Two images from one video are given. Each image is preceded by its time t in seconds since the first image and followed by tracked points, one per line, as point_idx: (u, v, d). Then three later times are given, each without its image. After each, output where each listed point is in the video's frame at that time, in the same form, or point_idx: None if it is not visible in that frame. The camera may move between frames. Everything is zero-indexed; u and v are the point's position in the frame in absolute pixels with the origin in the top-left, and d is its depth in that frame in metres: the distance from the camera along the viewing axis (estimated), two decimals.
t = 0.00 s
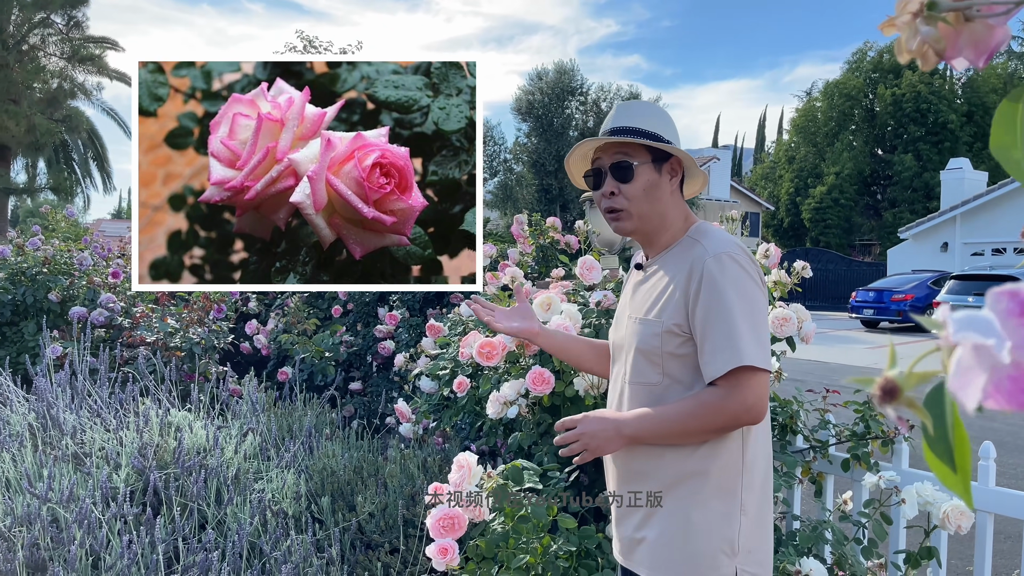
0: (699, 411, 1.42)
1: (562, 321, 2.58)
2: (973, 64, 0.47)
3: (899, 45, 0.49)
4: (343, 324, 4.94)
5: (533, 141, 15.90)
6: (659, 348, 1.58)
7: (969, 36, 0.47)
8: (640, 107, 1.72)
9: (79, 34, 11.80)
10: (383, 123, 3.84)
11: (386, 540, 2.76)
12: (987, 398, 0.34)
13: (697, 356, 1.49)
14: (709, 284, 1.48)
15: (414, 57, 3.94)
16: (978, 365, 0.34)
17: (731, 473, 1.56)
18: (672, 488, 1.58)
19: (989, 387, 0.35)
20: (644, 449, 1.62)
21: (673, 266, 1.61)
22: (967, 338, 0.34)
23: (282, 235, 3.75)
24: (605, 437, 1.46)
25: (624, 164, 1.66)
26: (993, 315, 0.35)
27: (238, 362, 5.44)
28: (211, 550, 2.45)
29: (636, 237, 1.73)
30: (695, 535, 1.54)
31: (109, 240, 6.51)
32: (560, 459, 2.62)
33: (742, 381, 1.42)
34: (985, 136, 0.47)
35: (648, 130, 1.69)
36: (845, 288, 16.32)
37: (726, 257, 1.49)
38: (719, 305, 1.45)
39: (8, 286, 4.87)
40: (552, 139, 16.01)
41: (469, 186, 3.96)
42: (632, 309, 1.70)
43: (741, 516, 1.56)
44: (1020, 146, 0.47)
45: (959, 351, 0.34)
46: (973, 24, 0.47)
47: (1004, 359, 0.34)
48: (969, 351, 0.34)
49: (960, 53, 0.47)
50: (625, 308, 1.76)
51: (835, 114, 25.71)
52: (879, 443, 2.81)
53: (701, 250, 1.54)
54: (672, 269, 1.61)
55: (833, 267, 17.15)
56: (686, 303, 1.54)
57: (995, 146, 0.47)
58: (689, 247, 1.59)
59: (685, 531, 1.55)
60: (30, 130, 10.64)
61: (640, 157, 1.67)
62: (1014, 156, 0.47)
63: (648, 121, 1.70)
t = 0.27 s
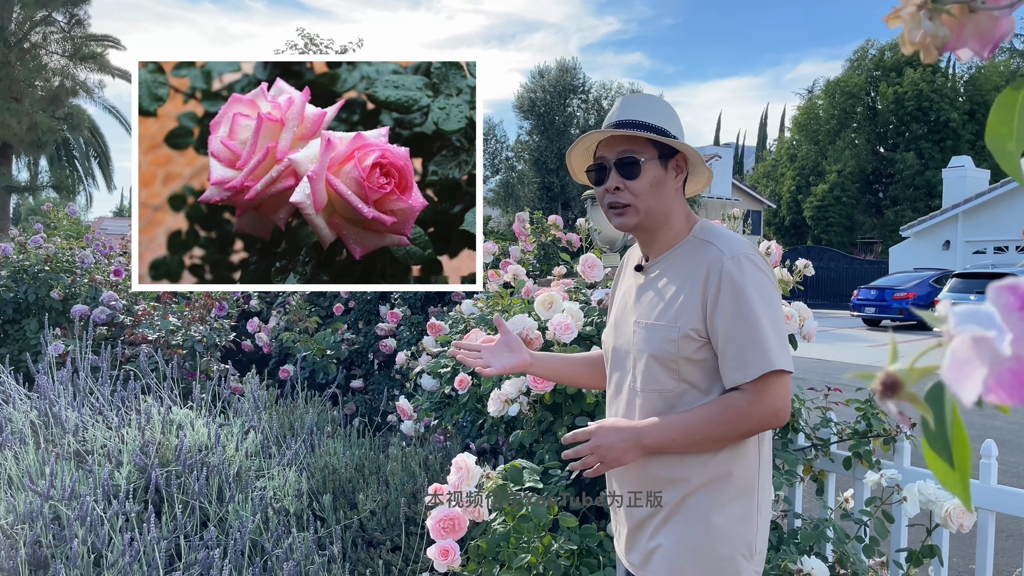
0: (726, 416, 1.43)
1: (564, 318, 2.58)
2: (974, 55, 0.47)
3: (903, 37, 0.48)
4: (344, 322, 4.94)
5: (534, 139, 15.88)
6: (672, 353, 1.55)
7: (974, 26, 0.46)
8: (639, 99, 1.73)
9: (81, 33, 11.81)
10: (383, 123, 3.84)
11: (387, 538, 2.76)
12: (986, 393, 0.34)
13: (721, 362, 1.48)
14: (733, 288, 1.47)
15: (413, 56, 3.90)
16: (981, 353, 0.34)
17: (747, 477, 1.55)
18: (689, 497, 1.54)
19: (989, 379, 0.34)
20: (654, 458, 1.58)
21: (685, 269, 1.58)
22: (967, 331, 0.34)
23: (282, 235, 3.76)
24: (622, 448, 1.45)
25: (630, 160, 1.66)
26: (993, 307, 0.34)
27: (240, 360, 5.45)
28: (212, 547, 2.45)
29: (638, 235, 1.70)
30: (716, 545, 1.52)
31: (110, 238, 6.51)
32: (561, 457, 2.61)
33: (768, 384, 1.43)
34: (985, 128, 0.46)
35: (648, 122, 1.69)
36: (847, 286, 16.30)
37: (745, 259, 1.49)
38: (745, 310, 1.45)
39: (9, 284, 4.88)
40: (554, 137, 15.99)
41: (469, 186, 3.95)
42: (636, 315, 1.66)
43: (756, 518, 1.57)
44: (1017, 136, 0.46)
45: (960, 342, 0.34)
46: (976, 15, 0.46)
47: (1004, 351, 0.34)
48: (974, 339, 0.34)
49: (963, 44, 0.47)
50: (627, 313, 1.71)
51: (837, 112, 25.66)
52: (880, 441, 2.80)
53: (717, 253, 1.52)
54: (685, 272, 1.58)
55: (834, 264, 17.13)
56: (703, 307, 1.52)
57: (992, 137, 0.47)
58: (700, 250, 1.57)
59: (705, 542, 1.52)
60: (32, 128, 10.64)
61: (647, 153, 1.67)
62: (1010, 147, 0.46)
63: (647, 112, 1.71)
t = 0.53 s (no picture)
0: (738, 422, 1.42)
1: (565, 317, 2.58)
2: (980, 57, 0.47)
3: (906, 40, 0.48)
4: (346, 320, 4.94)
5: (535, 137, 15.87)
6: (681, 357, 1.55)
7: (979, 28, 0.46)
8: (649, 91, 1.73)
9: (82, 31, 11.81)
10: (383, 123, 3.83)
11: (388, 536, 2.76)
12: (999, 384, 0.34)
13: (732, 366, 1.47)
14: (745, 289, 1.46)
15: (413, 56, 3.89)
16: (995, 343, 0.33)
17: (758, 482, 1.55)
18: (698, 503, 1.54)
19: (1001, 370, 0.34)
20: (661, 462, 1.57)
21: (695, 271, 1.57)
22: (978, 319, 0.33)
23: (282, 235, 3.75)
24: (629, 455, 1.45)
25: (643, 151, 1.66)
26: (1005, 297, 0.34)
27: (241, 358, 5.45)
28: (214, 546, 2.45)
29: (643, 230, 1.69)
30: (728, 552, 1.51)
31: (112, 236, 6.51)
32: (563, 455, 2.61)
33: (781, 389, 1.43)
34: (996, 130, 0.46)
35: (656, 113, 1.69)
36: (848, 284, 16.28)
37: (757, 260, 1.49)
38: (757, 313, 1.45)
39: (11, 282, 4.88)
40: (555, 135, 15.98)
41: (469, 186, 3.94)
42: (643, 317, 1.65)
43: (768, 525, 1.56)
44: None
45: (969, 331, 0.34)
46: (982, 18, 0.46)
47: (1014, 340, 0.33)
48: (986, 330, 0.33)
49: (969, 46, 0.46)
50: (633, 316, 1.70)
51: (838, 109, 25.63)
52: (882, 439, 2.80)
53: (727, 254, 1.52)
54: (694, 274, 1.57)
55: (836, 262, 17.11)
56: (714, 310, 1.52)
57: (1004, 139, 0.46)
58: (710, 251, 1.56)
59: (716, 548, 1.51)
60: (33, 127, 10.64)
61: (660, 145, 1.67)
62: None
63: (657, 104, 1.71)
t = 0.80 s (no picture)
0: (748, 426, 1.42)
1: (565, 315, 2.58)
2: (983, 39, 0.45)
3: (909, 21, 0.47)
4: (346, 318, 4.93)
5: (535, 134, 15.86)
6: (689, 359, 1.55)
7: (981, 8, 0.44)
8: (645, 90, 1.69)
9: (82, 29, 11.80)
10: (383, 123, 3.83)
11: (389, 534, 2.76)
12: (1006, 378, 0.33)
13: (742, 369, 1.47)
14: (755, 291, 1.46)
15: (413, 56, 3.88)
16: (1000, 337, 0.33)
17: (768, 485, 1.54)
18: (707, 506, 1.53)
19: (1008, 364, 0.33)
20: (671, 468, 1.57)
21: (702, 272, 1.57)
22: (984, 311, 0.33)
23: (282, 235, 3.75)
24: (638, 460, 1.45)
25: (643, 157, 1.65)
26: (1010, 291, 0.33)
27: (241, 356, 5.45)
28: (214, 544, 2.46)
29: (651, 234, 1.70)
30: (738, 555, 1.51)
31: (112, 234, 6.50)
32: (563, 453, 2.61)
33: (793, 392, 1.43)
34: (999, 118, 0.43)
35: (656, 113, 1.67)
36: (849, 282, 16.27)
37: (767, 261, 1.48)
38: (767, 315, 1.44)
39: (11, 281, 4.88)
40: (555, 133, 15.96)
41: (469, 186, 3.93)
42: (650, 318, 1.65)
43: (780, 528, 1.56)
44: None
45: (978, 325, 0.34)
46: None
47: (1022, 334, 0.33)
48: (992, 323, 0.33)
49: (969, 27, 0.45)
50: (640, 317, 1.70)
51: (838, 107, 25.61)
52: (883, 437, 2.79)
53: (736, 255, 1.51)
54: (701, 276, 1.57)
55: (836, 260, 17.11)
56: (723, 312, 1.52)
57: (1010, 129, 0.43)
58: (718, 251, 1.56)
59: (726, 552, 1.51)
60: (32, 125, 10.63)
61: (660, 150, 1.66)
62: None
63: (652, 103, 1.68)
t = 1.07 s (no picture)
0: (748, 427, 1.43)
1: (564, 312, 2.58)
2: (978, 42, 0.44)
3: (904, 24, 0.47)
4: (345, 316, 4.93)
5: (534, 132, 15.85)
6: (689, 359, 1.55)
7: (975, 11, 0.44)
8: (651, 80, 1.72)
9: (80, 27, 11.79)
10: (383, 123, 3.82)
11: (388, 532, 2.76)
12: (993, 375, 0.33)
13: (742, 370, 1.47)
14: (757, 292, 1.46)
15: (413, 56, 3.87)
16: (987, 335, 0.33)
17: (767, 485, 1.54)
18: (707, 506, 1.53)
19: (996, 361, 0.33)
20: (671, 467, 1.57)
21: (703, 271, 1.57)
22: (972, 310, 0.33)
23: (282, 235, 3.74)
24: (637, 459, 1.45)
25: (647, 150, 1.66)
26: (1000, 289, 0.33)
27: (240, 354, 5.45)
28: (212, 542, 2.46)
29: (653, 230, 1.70)
30: (738, 555, 1.51)
31: (110, 233, 6.50)
32: (562, 451, 2.62)
33: (793, 394, 1.43)
34: (993, 117, 0.42)
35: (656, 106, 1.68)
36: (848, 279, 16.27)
37: (768, 262, 1.48)
38: (768, 316, 1.44)
39: (9, 279, 4.87)
40: (554, 131, 15.95)
41: (470, 186, 3.92)
42: (650, 317, 1.65)
43: (778, 527, 1.56)
44: None
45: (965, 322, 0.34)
46: None
47: (1010, 333, 0.33)
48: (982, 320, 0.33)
49: (965, 29, 0.44)
50: (640, 315, 1.70)
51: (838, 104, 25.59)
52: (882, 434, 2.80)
53: (737, 255, 1.51)
54: (702, 275, 1.57)
55: (835, 257, 17.12)
56: (723, 312, 1.51)
57: (1005, 128, 0.42)
58: (720, 251, 1.56)
59: (726, 551, 1.51)
60: (31, 123, 10.62)
61: (664, 143, 1.67)
62: None
63: (657, 96, 1.70)
